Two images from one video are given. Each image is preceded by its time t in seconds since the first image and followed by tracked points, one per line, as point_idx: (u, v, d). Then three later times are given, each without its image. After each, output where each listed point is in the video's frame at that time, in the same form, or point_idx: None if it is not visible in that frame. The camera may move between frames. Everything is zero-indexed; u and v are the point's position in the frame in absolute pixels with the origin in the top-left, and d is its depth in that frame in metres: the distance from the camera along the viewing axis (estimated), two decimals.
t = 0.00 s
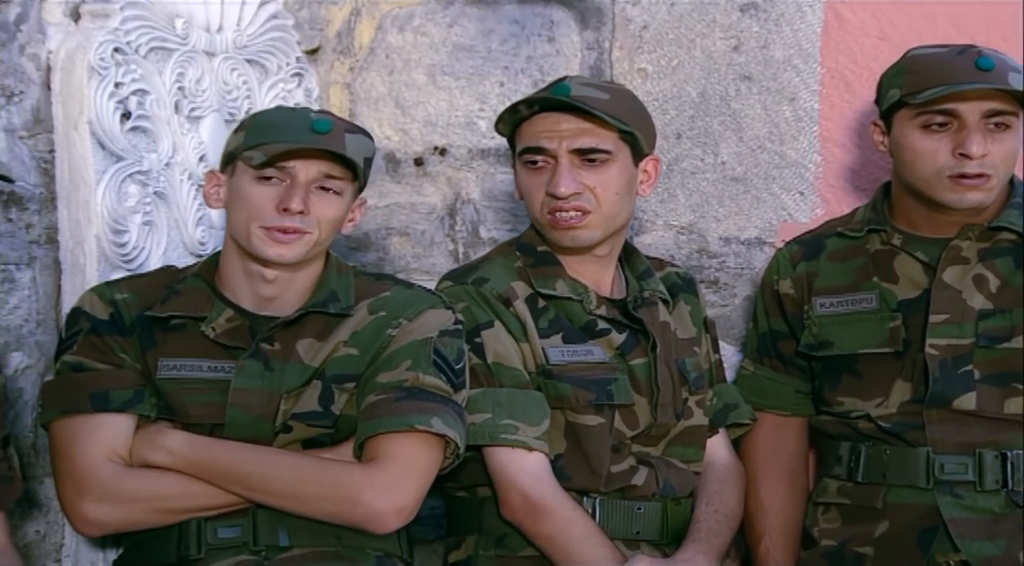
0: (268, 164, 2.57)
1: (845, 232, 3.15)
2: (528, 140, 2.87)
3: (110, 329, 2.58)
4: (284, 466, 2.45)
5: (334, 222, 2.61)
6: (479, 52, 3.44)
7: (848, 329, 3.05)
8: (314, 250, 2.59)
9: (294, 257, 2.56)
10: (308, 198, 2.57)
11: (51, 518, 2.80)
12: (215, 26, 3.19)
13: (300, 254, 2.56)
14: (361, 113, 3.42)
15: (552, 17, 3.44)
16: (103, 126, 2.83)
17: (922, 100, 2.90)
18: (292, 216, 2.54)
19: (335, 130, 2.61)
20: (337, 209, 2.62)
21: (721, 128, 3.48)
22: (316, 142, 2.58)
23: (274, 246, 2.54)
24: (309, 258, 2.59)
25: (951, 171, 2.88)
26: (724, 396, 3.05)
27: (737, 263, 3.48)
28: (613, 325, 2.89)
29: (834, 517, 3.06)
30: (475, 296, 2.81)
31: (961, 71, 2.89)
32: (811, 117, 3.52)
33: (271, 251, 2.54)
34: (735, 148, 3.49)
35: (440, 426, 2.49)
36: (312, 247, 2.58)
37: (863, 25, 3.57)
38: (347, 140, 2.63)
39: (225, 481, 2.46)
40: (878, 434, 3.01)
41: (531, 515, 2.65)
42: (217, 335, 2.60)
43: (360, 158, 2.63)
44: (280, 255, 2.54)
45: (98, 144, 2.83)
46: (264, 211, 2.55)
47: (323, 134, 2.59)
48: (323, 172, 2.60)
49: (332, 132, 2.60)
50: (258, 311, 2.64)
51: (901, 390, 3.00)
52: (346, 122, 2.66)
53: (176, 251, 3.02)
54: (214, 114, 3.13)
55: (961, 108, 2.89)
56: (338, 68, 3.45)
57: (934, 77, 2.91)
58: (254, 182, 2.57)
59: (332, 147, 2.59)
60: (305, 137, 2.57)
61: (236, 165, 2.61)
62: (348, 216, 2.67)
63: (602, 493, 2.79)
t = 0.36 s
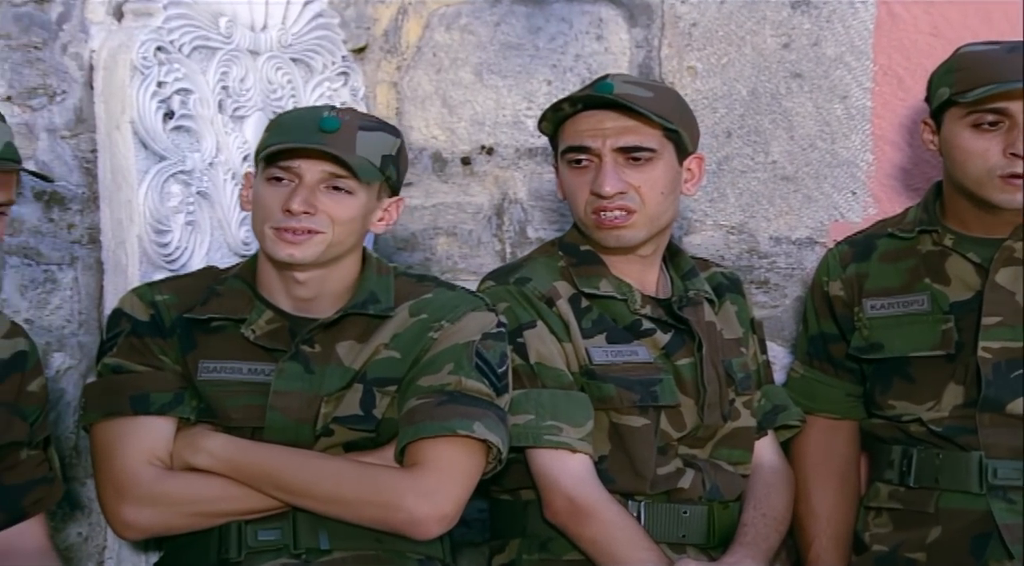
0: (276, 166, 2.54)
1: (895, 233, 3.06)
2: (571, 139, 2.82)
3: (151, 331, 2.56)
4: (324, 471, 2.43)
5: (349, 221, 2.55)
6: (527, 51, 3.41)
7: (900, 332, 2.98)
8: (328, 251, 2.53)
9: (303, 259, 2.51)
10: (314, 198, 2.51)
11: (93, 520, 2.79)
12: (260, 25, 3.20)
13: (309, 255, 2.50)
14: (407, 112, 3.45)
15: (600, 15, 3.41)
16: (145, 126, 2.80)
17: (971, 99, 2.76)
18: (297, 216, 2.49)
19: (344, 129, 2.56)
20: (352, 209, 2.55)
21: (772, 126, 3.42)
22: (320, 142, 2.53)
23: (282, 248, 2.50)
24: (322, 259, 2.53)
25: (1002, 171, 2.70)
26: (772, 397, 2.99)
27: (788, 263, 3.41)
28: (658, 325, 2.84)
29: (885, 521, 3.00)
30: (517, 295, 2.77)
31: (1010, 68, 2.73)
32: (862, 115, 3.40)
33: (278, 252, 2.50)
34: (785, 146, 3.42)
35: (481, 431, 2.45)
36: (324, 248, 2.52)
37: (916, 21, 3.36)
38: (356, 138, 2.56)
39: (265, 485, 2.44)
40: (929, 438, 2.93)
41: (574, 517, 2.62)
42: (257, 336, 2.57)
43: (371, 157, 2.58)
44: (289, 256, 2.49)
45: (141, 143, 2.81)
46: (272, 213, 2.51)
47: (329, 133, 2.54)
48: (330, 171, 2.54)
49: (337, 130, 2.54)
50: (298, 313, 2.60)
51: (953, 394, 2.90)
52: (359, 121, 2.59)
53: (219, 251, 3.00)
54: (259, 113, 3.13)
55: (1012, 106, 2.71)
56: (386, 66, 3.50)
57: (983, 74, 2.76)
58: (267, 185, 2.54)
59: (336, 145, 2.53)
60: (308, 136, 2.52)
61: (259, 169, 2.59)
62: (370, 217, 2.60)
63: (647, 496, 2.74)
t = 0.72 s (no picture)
0: (316, 167, 2.50)
1: (956, 233, 2.99)
2: (623, 138, 2.78)
3: (200, 331, 2.52)
4: (374, 473, 2.38)
5: (388, 221, 2.48)
6: (583, 49, 3.37)
7: (961, 335, 2.90)
8: (365, 253, 2.46)
9: (340, 260, 2.45)
10: (349, 198, 2.45)
11: (145, 522, 2.79)
12: (313, 24, 3.19)
13: (345, 256, 2.44)
14: (463, 111, 3.41)
15: (658, 12, 3.36)
16: (197, 126, 2.79)
17: None
18: (332, 216, 2.44)
19: (383, 128, 2.50)
20: (390, 210, 2.48)
21: (832, 124, 3.35)
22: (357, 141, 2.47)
23: (318, 249, 2.45)
24: (360, 261, 2.47)
25: None
26: (830, 401, 2.94)
27: (848, 263, 3.34)
28: (713, 327, 2.78)
29: (947, 527, 2.93)
30: (569, 296, 2.72)
31: None
32: (925, 112, 3.34)
33: (315, 253, 2.45)
34: (846, 145, 3.35)
35: (533, 434, 2.40)
36: (361, 250, 2.46)
37: (980, 16, 3.33)
38: (395, 138, 2.50)
39: (316, 487, 2.39)
40: (991, 442, 2.86)
41: (628, 522, 2.56)
42: (307, 335, 2.52)
43: (411, 157, 2.51)
44: (326, 257, 2.44)
45: (192, 143, 2.80)
46: (309, 214, 2.46)
47: (366, 132, 2.48)
48: (367, 171, 2.47)
49: (375, 129, 2.49)
50: (348, 314, 2.54)
51: (1016, 399, 2.84)
52: (402, 121, 2.54)
53: (271, 251, 2.99)
54: (312, 112, 3.11)
55: None
56: (441, 65, 3.46)
57: None
58: (308, 186, 2.50)
59: (371, 143, 2.47)
60: (344, 136, 2.47)
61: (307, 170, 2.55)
62: (411, 218, 2.52)
63: (702, 500, 2.69)
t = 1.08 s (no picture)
0: (361, 167, 2.43)
1: None
2: (683, 138, 2.73)
3: (253, 329, 2.47)
4: (426, 469, 2.30)
5: (435, 220, 2.41)
6: (645, 47, 3.31)
7: None
8: (413, 252, 2.40)
9: (387, 260, 2.39)
10: (395, 196, 2.39)
11: (201, 523, 2.78)
12: (371, 22, 3.17)
13: (392, 255, 2.38)
14: (524, 110, 3.37)
15: (721, 10, 3.30)
16: (253, 125, 2.80)
17: None
18: (378, 216, 2.37)
19: (428, 125, 2.43)
20: (437, 208, 2.41)
21: (898, 122, 3.29)
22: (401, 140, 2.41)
23: (365, 249, 2.39)
24: (408, 260, 2.40)
25: None
26: (895, 404, 2.88)
27: (914, 263, 3.29)
28: (773, 329, 2.73)
29: (1015, 532, 2.94)
30: (627, 296, 2.67)
31: None
32: (993, 110, 3.31)
33: (362, 252, 2.39)
34: (912, 143, 3.29)
35: (585, 430, 2.31)
36: (409, 249, 2.40)
37: None
38: (439, 135, 2.43)
39: (369, 485, 2.32)
40: None
41: (689, 528, 2.49)
42: (359, 332, 2.46)
43: (456, 153, 2.44)
44: (374, 257, 2.38)
45: (247, 142, 2.81)
46: (356, 214, 2.40)
47: (410, 130, 2.41)
48: (412, 169, 2.41)
49: (418, 127, 2.42)
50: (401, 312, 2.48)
51: None
52: (447, 118, 2.47)
53: (328, 252, 2.98)
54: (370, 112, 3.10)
55: None
56: (503, 63, 3.42)
57: None
58: (355, 185, 2.44)
59: (416, 141, 2.40)
60: (389, 135, 2.41)
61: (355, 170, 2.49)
62: (460, 216, 2.45)
63: (762, 505, 2.63)
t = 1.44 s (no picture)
0: (396, 171, 2.38)
1: None
2: (746, 137, 2.67)
3: (306, 330, 2.45)
4: (482, 473, 2.25)
5: (481, 213, 2.36)
6: (707, 44, 3.26)
7: None
8: (464, 248, 2.35)
9: (441, 260, 2.33)
10: (436, 195, 2.33)
11: (255, 526, 2.76)
12: (428, 21, 3.13)
13: (446, 253, 2.33)
14: (584, 109, 3.31)
15: (784, 6, 3.25)
16: (307, 125, 2.79)
17: None
18: (423, 216, 2.32)
19: (454, 120, 2.38)
20: (479, 201, 2.36)
21: (965, 120, 3.23)
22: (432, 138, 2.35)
23: (416, 254, 2.33)
24: (459, 258, 2.35)
25: None
26: (958, 407, 2.81)
27: (982, 263, 3.24)
28: (832, 330, 2.66)
29: None
30: (683, 297, 2.60)
31: None
32: None
33: (414, 256, 2.33)
34: (979, 141, 3.23)
35: (642, 433, 2.23)
36: (460, 245, 2.34)
37: None
38: (468, 128, 2.38)
39: (424, 489, 2.27)
40: None
41: (747, 535, 2.41)
42: (411, 333, 2.43)
43: (488, 145, 2.39)
44: (428, 258, 2.32)
45: (302, 142, 2.80)
46: (401, 219, 2.35)
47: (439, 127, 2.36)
48: (448, 166, 2.35)
49: (446, 123, 2.36)
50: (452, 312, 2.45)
51: None
52: (470, 112, 2.41)
53: (383, 252, 2.96)
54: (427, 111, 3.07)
55: None
56: (563, 62, 3.36)
57: None
58: (392, 191, 2.39)
59: (448, 137, 2.35)
60: (419, 134, 2.35)
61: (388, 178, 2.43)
62: (503, 207, 2.40)
63: (822, 509, 2.56)
